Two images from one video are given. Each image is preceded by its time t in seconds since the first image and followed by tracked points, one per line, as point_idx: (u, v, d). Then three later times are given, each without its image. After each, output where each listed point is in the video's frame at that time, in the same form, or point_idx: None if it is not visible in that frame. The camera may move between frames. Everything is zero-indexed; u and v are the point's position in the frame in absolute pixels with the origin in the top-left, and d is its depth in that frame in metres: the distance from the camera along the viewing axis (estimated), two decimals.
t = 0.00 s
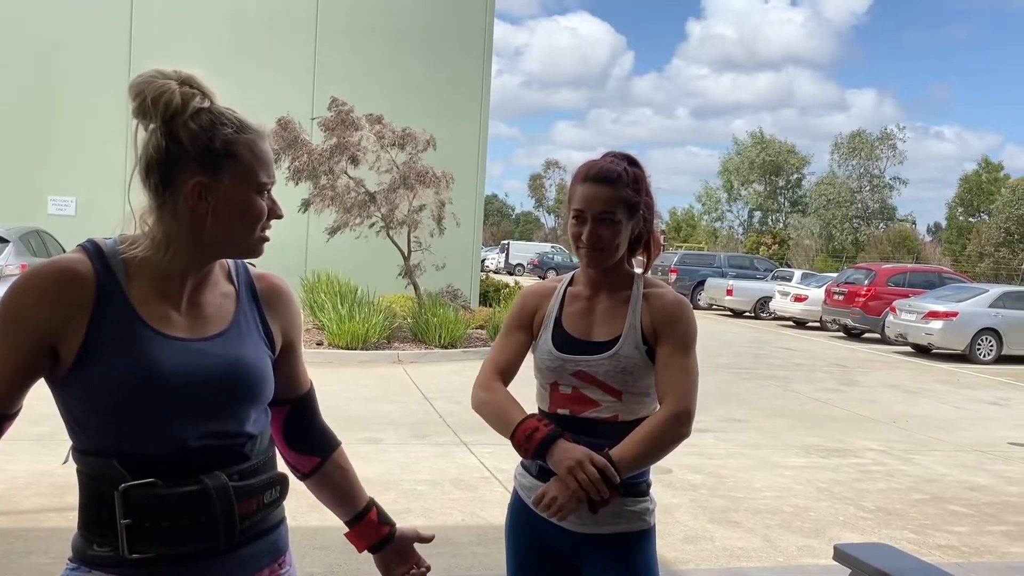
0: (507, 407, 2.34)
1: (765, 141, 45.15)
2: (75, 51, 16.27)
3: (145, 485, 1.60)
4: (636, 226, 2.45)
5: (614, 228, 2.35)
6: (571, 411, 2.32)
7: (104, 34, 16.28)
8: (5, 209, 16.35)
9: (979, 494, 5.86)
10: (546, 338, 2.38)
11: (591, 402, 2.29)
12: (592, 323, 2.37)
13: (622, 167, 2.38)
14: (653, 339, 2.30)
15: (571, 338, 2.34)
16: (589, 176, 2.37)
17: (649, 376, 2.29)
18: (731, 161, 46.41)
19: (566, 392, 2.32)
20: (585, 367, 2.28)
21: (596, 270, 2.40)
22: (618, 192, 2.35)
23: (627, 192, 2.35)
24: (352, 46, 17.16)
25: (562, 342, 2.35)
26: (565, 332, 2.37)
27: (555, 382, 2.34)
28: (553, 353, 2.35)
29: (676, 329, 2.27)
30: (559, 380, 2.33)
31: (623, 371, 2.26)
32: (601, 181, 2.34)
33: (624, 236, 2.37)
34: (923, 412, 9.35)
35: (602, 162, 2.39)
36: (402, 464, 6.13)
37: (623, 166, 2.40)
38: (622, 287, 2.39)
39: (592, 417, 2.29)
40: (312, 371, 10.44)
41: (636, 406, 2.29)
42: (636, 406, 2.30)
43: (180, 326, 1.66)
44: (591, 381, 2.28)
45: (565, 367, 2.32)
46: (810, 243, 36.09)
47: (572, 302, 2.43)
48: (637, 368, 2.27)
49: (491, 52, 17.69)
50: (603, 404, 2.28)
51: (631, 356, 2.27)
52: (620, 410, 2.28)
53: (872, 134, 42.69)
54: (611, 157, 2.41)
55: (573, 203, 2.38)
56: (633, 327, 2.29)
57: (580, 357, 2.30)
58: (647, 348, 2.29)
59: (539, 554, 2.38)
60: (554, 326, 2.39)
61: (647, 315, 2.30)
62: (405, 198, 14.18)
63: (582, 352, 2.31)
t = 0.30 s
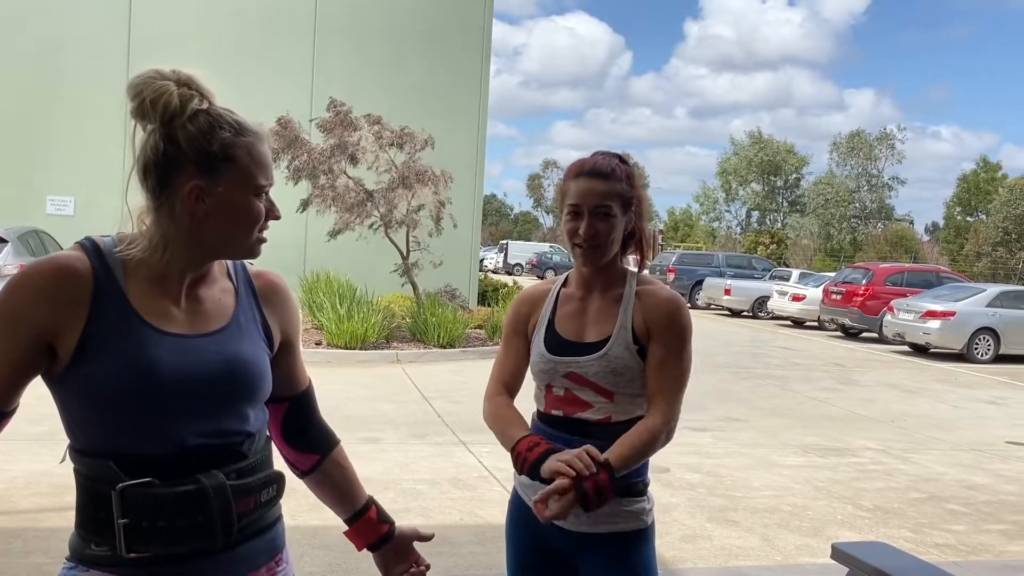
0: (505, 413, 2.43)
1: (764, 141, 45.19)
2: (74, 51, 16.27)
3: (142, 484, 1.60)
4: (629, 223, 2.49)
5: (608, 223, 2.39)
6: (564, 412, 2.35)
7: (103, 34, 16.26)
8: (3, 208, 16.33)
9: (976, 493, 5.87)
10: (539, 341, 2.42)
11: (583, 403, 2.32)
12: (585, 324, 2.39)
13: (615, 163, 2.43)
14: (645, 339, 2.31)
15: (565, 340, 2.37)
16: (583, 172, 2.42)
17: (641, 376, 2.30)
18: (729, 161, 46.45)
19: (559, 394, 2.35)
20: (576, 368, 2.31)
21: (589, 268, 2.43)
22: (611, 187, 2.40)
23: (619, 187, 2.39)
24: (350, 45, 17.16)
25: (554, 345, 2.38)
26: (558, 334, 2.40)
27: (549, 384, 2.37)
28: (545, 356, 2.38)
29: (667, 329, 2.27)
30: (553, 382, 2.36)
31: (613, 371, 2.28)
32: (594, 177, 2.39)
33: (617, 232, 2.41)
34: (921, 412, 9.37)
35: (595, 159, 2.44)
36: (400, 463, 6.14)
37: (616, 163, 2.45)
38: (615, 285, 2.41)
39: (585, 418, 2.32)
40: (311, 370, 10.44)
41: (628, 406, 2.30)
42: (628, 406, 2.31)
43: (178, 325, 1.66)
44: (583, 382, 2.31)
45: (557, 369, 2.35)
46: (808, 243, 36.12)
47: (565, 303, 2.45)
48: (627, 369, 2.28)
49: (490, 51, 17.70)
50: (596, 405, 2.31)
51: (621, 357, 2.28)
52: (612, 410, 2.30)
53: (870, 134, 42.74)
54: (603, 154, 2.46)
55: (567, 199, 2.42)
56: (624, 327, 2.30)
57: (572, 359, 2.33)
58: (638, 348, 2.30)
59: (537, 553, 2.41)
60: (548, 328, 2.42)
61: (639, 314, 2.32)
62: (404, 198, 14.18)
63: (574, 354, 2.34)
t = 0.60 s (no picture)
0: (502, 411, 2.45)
1: (763, 141, 45.19)
2: (74, 52, 16.29)
3: (137, 484, 1.60)
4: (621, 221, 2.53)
5: (601, 220, 2.41)
6: (564, 414, 2.36)
7: (102, 34, 16.27)
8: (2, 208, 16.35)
9: (975, 493, 5.87)
10: (536, 343, 2.43)
11: (583, 404, 2.33)
12: (581, 324, 2.40)
13: (605, 161, 2.47)
14: (643, 338, 2.31)
15: (561, 341, 2.38)
16: (575, 170, 2.45)
17: (639, 376, 2.31)
18: (729, 161, 46.44)
19: (558, 396, 2.36)
20: (576, 370, 2.32)
21: (584, 268, 2.45)
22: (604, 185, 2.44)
23: (610, 184, 2.43)
24: (349, 45, 17.16)
25: (552, 347, 2.39)
26: (554, 335, 2.41)
27: (548, 387, 2.39)
28: (543, 358, 2.38)
29: (664, 328, 2.28)
30: (552, 385, 2.37)
31: (613, 372, 2.29)
32: (586, 175, 2.42)
33: (610, 230, 2.43)
34: (920, 411, 9.37)
35: (587, 158, 2.47)
36: (399, 463, 6.14)
37: (607, 162, 2.49)
38: (610, 285, 2.43)
39: (585, 420, 2.33)
40: (311, 371, 10.45)
41: (626, 406, 2.31)
42: (627, 406, 2.32)
43: (173, 325, 1.66)
44: (582, 384, 2.31)
45: (556, 371, 2.36)
46: (807, 242, 36.11)
47: (560, 304, 2.47)
48: (626, 369, 2.29)
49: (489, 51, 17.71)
50: (595, 406, 2.32)
51: (620, 357, 2.29)
52: (612, 411, 2.31)
53: (869, 134, 42.73)
54: (595, 154, 2.49)
55: (560, 196, 2.45)
56: (622, 327, 2.31)
57: (570, 361, 2.33)
58: (637, 348, 2.31)
59: (539, 553, 2.42)
60: (544, 330, 2.43)
61: (636, 312, 2.33)
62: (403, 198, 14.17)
63: (572, 356, 2.34)
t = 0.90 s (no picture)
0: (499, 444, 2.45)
1: (764, 141, 45.19)
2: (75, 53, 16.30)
3: (135, 485, 1.60)
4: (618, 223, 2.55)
5: (598, 223, 2.42)
6: (567, 417, 2.38)
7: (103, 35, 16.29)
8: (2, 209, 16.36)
9: (976, 493, 5.86)
10: (537, 346, 2.45)
11: (585, 407, 2.35)
12: (581, 328, 2.42)
13: (603, 165, 2.48)
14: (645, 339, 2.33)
15: (562, 345, 2.40)
16: (572, 174, 2.46)
17: (642, 376, 2.33)
18: (729, 161, 46.42)
19: (561, 399, 2.38)
20: (578, 372, 2.34)
21: (582, 271, 2.47)
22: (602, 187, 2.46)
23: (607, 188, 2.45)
24: (349, 45, 17.16)
25: (552, 349, 2.41)
26: (554, 338, 2.42)
27: (550, 390, 2.41)
28: (544, 362, 2.40)
29: (668, 330, 2.30)
30: (554, 388, 2.40)
31: (615, 373, 2.31)
32: (583, 178, 2.43)
33: (607, 233, 2.45)
34: (921, 412, 9.36)
35: (584, 161, 2.49)
36: (399, 464, 6.14)
37: (604, 165, 2.50)
38: (609, 288, 2.44)
39: (587, 422, 2.35)
40: (311, 372, 10.46)
41: (628, 406, 2.34)
42: (630, 407, 2.34)
43: (171, 327, 1.66)
44: (585, 386, 2.34)
45: (558, 375, 2.38)
46: (808, 243, 36.08)
47: (559, 309, 2.48)
48: (628, 370, 2.31)
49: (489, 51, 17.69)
50: (598, 408, 2.33)
51: (623, 358, 2.31)
52: (615, 413, 2.34)
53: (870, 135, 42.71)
54: (592, 157, 2.51)
55: (557, 200, 2.46)
56: (623, 329, 2.33)
57: (571, 364, 2.36)
58: (640, 349, 2.33)
59: (542, 556, 2.45)
60: (544, 334, 2.45)
61: (637, 315, 2.34)
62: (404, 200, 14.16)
63: (574, 359, 2.37)
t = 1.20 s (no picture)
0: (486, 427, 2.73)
1: (764, 142, 45.20)
2: (76, 55, 16.33)
3: (137, 484, 1.61)
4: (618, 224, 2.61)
5: (597, 222, 2.49)
6: (569, 420, 2.40)
7: (104, 37, 16.32)
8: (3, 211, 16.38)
9: (976, 494, 5.87)
10: (539, 349, 2.47)
11: (588, 409, 2.36)
12: (582, 330, 2.45)
13: (602, 164, 2.57)
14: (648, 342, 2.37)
15: (565, 346, 2.42)
16: (571, 174, 2.56)
17: (645, 376, 2.35)
18: (730, 162, 46.42)
19: (563, 402, 2.40)
20: (581, 374, 2.36)
21: (581, 271, 2.51)
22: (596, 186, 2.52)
23: (607, 187, 2.53)
24: (349, 47, 17.17)
25: (555, 351, 2.43)
26: (556, 341, 2.44)
27: (553, 392, 2.42)
28: (547, 364, 2.42)
29: (675, 328, 2.37)
30: (556, 390, 2.41)
31: (619, 375, 2.33)
32: (582, 178, 2.53)
33: (607, 232, 2.50)
34: (922, 413, 9.35)
35: (583, 162, 2.59)
36: (400, 466, 6.14)
37: (604, 165, 2.59)
38: (609, 288, 2.48)
39: (591, 424, 2.36)
40: (312, 373, 10.47)
41: (632, 407, 2.35)
42: (633, 410, 2.36)
43: (170, 328, 1.66)
44: (588, 388, 2.35)
45: (561, 376, 2.40)
46: (808, 244, 36.07)
47: (560, 311, 2.51)
48: (632, 371, 2.33)
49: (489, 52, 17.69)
50: (601, 411, 2.35)
51: (626, 359, 2.33)
52: (618, 415, 2.35)
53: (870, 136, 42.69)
54: (592, 158, 2.61)
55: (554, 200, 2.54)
56: (626, 330, 2.36)
57: (573, 365, 2.38)
58: (642, 350, 2.36)
59: (547, 558, 2.48)
60: (546, 336, 2.47)
61: (642, 316, 2.38)
62: (404, 202, 14.15)
63: (576, 361, 2.39)
